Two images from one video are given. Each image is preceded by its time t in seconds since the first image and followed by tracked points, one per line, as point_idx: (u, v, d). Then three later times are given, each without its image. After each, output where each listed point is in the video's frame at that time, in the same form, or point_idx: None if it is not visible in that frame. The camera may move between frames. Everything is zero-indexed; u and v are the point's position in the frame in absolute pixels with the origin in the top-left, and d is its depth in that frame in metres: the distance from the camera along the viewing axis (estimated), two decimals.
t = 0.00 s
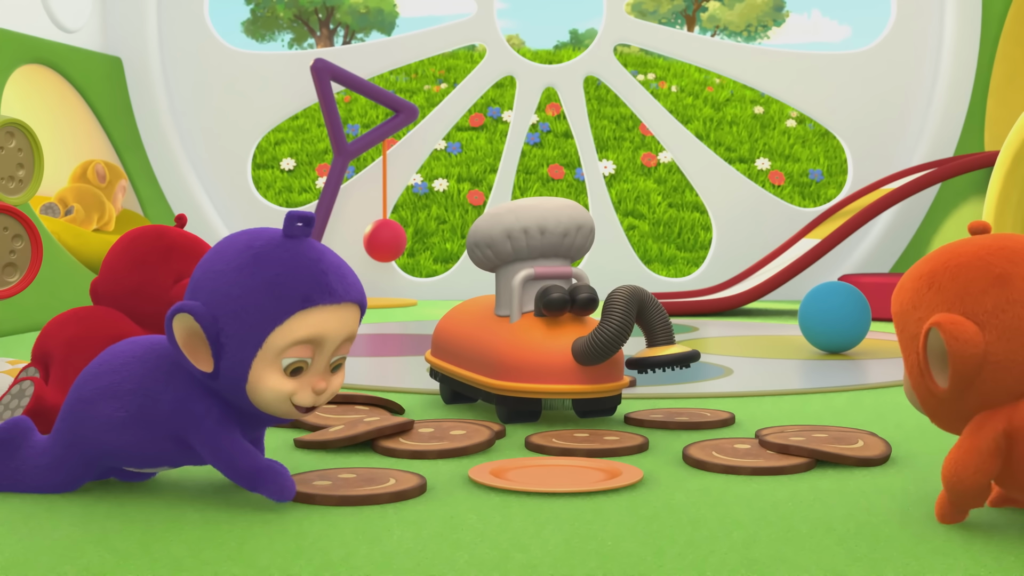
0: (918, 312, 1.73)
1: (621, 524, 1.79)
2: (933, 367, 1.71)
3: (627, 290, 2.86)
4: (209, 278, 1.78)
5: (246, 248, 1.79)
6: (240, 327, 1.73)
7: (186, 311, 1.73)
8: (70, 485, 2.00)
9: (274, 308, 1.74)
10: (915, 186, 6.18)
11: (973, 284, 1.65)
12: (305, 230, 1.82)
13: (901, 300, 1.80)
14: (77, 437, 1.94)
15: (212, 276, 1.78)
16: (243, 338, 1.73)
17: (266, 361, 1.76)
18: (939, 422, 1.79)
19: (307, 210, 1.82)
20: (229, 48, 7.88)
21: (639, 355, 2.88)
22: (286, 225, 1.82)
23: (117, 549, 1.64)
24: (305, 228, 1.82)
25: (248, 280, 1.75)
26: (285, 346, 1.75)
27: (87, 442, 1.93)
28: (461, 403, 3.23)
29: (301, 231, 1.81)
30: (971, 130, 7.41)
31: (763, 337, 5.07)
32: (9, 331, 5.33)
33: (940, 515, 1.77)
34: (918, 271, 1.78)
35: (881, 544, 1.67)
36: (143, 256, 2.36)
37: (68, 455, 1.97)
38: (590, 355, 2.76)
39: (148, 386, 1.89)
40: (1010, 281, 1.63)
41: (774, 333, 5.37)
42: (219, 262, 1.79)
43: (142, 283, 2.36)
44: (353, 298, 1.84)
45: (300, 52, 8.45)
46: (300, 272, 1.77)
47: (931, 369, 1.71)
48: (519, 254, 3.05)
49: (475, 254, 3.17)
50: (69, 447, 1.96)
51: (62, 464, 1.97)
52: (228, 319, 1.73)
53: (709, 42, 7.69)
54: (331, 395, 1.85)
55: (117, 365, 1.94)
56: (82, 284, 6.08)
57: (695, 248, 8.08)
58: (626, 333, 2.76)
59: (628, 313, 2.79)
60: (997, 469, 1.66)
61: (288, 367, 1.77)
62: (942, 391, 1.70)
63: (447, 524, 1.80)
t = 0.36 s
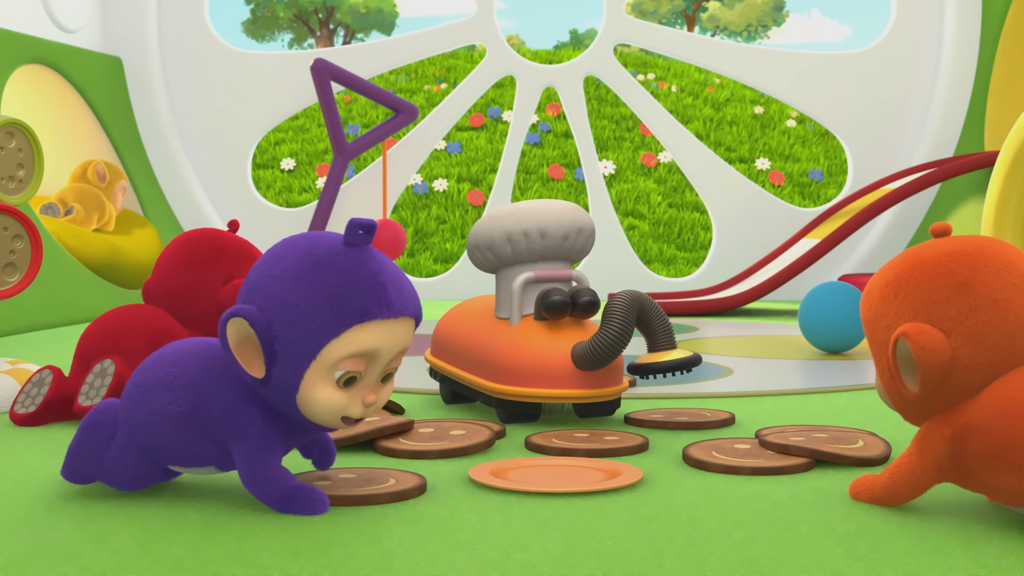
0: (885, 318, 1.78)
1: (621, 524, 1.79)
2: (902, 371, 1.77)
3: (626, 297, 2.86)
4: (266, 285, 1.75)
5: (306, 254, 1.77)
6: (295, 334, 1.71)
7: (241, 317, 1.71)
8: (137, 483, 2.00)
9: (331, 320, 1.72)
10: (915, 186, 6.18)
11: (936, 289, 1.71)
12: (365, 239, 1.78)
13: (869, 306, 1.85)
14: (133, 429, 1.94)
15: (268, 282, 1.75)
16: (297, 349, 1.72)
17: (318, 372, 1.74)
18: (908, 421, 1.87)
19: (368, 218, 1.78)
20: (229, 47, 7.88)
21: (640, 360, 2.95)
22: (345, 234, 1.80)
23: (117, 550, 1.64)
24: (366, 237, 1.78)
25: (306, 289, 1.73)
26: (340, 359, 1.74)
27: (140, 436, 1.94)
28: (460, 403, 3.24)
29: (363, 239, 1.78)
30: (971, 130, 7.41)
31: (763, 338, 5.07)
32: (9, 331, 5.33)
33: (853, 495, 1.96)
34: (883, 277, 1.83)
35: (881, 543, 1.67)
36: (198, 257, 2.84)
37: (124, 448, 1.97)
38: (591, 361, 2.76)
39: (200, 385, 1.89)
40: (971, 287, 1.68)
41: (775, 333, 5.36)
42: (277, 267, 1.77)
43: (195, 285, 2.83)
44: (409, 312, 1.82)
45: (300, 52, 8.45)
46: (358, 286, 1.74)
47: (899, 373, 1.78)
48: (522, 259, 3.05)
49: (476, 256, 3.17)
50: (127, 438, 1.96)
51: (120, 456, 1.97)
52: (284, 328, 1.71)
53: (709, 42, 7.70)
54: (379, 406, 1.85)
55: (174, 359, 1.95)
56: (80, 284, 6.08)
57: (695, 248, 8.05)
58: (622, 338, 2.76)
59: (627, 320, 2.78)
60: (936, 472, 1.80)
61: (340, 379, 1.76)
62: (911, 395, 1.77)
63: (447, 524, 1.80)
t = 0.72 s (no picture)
0: (820, 306, 1.92)
1: (621, 524, 1.80)
2: (836, 356, 1.90)
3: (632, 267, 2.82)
4: (300, 298, 1.72)
5: (338, 265, 1.73)
6: (326, 347, 1.68)
7: (271, 328, 1.68)
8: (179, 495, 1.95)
9: (363, 334, 1.68)
10: (915, 186, 6.18)
11: (873, 280, 1.83)
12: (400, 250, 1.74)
13: (807, 295, 1.99)
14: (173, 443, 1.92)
15: (303, 295, 1.72)
16: (326, 362, 1.68)
17: (348, 386, 1.70)
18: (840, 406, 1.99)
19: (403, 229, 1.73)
20: (229, 47, 7.89)
21: (639, 343, 2.80)
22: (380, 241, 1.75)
23: (117, 549, 1.64)
24: (400, 248, 1.74)
25: (340, 301, 1.69)
26: (371, 373, 1.70)
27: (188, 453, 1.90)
28: (461, 403, 3.23)
29: (396, 249, 1.73)
30: (971, 130, 7.40)
31: (763, 337, 5.07)
32: (10, 330, 5.33)
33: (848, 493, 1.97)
34: (823, 268, 1.96)
35: (881, 544, 1.67)
36: (240, 265, 2.80)
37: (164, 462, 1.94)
38: (589, 338, 2.82)
39: (242, 399, 1.88)
40: (906, 277, 1.80)
41: (776, 333, 5.37)
42: (309, 278, 1.74)
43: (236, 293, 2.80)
44: (444, 325, 1.78)
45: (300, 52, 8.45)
46: (391, 299, 1.70)
47: (833, 357, 1.90)
48: (517, 247, 3.07)
49: (474, 253, 3.18)
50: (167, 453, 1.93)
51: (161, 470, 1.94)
52: (314, 340, 1.68)
53: (709, 41, 7.70)
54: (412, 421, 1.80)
55: (211, 371, 1.94)
56: (80, 283, 6.09)
57: (695, 248, 8.06)
58: (617, 314, 2.75)
59: (625, 294, 2.75)
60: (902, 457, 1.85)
61: (371, 394, 1.72)
62: (843, 378, 1.90)
63: (448, 524, 1.80)
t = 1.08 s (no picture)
0: (794, 302, 2.00)
1: (621, 524, 1.80)
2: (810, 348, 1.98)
3: (633, 268, 2.82)
4: (166, 198, 1.90)
5: (193, 154, 1.91)
6: (196, 230, 1.85)
7: (148, 230, 1.85)
8: (227, 494, 1.96)
9: (222, 197, 1.83)
10: (915, 186, 6.18)
11: (840, 273, 1.91)
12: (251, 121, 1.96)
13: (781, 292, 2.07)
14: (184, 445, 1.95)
15: (167, 192, 1.91)
16: (200, 238, 1.85)
17: (232, 255, 1.85)
18: (816, 397, 2.07)
19: (247, 102, 1.95)
20: (228, 47, 7.88)
21: (639, 344, 2.80)
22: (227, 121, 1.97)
23: (117, 550, 1.64)
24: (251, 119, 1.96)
25: (197, 179, 1.86)
26: (245, 236, 1.84)
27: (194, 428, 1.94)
28: (461, 403, 3.23)
29: (243, 120, 1.94)
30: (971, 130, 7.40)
31: (763, 337, 5.08)
32: (10, 330, 5.33)
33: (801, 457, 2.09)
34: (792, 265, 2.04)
35: (881, 544, 1.67)
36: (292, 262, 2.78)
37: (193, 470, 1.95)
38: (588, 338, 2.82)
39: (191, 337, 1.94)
40: (873, 269, 1.88)
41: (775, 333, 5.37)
42: (174, 173, 1.92)
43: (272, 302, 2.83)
44: (307, 173, 1.93)
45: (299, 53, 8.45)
46: (241, 159, 1.86)
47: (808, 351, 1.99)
48: (517, 247, 3.06)
49: (474, 254, 3.18)
50: (188, 456, 1.96)
51: (191, 478, 1.95)
52: (181, 224, 1.86)
53: (709, 41, 7.70)
54: (317, 279, 1.93)
55: (162, 366, 2.01)
56: (80, 283, 6.09)
57: (695, 248, 8.08)
58: (614, 315, 2.76)
59: (623, 297, 2.75)
60: (850, 437, 1.93)
61: (257, 257, 1.86)
62: (817, 368, 1.98)
63: (448, 524, 1.80)
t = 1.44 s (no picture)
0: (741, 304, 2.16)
1: (621, 524, 1.79)
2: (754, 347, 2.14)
3: (633, 268, 2.81)
4: (120, 208, 1.95)
5: (139, 160, 1.96)
6: (153, 227, 1.88)
7: (105, 239, 1.88)
8: (243, 491, 1.98)
9: (172, 192, 1.88)
10: (915, 186, 6.18)
11: (780, 276, 2.06)
12: (192, 121, 2.03)
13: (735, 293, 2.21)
14: (187, 447, 1.95)
15: (120, 198, 1.95)
16: (157, 235, 1.88)
17: (190, 244, 1.88)
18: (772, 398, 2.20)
19: (185, 102, 2.02)
20: (228, 47, 7.87)
21: (638, 344, 2.79)
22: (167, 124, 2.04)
23: (117, 550, 1.64)
24: (194, 119, 2.03)
25: (146, 177, 1.91)
26: (199, 223, 1.88)
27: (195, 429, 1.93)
28: (461, 403, 3.24)
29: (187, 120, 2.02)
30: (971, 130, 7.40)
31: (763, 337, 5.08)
32: (9, 330, 5.34)
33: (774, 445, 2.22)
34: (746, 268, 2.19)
35: (881, 544, 1.67)
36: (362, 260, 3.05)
37: (203, 471, 1.96)
38: (588, 339, 2.82)
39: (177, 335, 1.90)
40: (811, 271, 2.03)
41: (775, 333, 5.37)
42: (124, 182, 1.96)
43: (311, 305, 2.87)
44: (254, 157, 1.98)
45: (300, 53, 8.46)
46: (185, 152, 1.91)
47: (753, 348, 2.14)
48: (519, 248, 3.06)
49: (473, 254, 3.18)
50: (191, 458, 1.96)
51: (202, 478, 1.96)
52: (140, 225, 1.90)
53: (709, 42, 7.70)
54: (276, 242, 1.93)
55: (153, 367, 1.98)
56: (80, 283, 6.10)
57: (695, 248, 8.09)
58: (614, 315, 2.76)
59: (624, 298, 2.76)
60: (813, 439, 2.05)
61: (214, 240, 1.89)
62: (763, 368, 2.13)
63: (448, 524, 1.80)
